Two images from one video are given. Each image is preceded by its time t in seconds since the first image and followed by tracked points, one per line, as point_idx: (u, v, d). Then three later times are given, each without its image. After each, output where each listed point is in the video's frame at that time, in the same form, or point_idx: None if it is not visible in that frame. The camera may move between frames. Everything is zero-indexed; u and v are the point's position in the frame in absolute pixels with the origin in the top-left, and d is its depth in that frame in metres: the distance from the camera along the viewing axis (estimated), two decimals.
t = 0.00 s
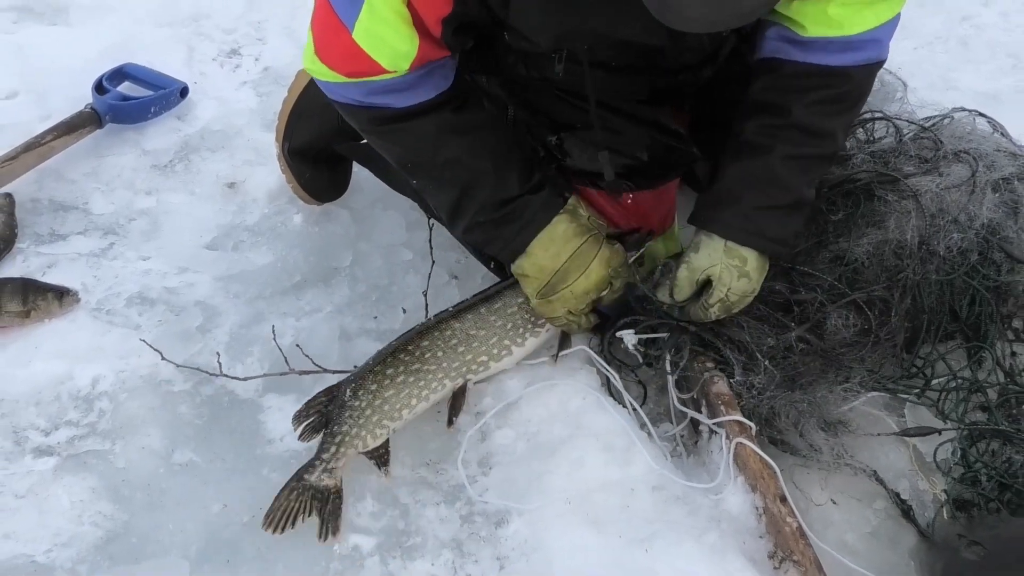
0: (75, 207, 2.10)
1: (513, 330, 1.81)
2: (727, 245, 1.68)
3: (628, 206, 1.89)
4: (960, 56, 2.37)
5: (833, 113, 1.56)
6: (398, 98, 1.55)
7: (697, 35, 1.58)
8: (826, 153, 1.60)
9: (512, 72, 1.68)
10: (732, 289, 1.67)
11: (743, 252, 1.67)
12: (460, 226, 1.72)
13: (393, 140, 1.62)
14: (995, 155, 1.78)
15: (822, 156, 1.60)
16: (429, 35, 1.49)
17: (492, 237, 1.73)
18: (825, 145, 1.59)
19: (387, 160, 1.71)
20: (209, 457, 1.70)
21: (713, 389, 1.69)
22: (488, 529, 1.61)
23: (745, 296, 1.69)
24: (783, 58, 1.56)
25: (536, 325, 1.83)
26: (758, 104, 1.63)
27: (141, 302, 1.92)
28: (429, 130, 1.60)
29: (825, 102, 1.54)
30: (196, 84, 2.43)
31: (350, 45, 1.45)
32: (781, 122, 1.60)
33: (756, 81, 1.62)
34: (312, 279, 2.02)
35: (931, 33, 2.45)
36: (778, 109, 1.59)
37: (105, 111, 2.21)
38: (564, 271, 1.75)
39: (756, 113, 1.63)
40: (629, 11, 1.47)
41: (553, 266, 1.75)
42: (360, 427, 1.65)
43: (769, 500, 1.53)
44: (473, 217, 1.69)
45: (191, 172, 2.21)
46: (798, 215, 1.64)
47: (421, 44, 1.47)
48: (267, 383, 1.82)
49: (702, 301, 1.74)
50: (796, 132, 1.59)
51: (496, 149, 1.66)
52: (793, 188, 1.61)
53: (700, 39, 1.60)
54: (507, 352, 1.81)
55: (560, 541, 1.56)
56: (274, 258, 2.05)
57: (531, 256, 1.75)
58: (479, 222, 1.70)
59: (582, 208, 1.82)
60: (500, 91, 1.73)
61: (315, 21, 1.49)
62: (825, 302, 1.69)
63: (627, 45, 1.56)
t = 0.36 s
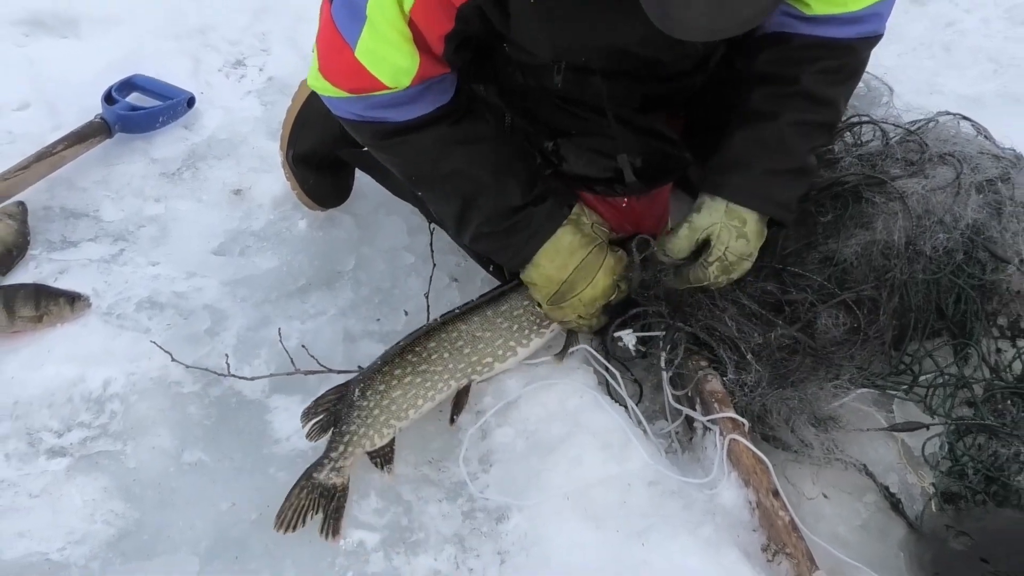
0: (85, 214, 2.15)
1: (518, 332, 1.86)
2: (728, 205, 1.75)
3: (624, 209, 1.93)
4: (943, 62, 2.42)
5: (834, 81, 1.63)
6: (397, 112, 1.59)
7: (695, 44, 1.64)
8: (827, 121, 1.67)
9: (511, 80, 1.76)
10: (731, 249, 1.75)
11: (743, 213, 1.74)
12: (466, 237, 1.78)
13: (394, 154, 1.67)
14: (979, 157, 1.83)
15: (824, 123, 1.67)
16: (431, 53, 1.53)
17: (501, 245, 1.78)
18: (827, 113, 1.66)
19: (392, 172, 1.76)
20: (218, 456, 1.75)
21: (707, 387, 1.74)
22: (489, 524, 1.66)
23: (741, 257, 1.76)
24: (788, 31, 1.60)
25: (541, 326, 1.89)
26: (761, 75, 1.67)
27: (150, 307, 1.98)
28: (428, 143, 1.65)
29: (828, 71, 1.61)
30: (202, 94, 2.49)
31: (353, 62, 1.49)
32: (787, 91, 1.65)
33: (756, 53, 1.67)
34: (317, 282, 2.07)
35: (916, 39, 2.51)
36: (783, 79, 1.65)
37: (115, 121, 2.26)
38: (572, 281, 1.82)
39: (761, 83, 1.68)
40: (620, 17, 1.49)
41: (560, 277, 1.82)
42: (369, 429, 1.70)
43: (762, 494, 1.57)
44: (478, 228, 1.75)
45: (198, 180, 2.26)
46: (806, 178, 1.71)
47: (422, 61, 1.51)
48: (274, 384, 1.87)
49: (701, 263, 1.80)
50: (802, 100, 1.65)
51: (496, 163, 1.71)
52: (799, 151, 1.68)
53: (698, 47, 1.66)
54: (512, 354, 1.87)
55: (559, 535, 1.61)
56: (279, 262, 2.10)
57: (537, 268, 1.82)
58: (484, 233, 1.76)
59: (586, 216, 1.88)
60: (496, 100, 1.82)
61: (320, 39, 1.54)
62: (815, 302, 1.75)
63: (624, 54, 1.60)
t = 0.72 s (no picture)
0: (97, 218, 2.22)
1: (518, 334, 1.92)
2: (722, 222, 1.80)
3: (618, 211, 2.03)
4: (927, 67, 2.48)
5: (815, 99, 1.69)
6: (407, 133, 1.66)
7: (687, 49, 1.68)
8: (808, 135, 1.74)
9: (508, 88, 1.80)
10: (731, 263, 1.79)
11: (738, 228, 1.79)
12: (477, 253, 1.86)
13: (408, 178, 1.74)
14: (960, 159, 1.90)
15: (804, 137, 1.74)
16: (438, 69, 1.59)
17: (510, 261, 1.87)
18: (808, 129, 1.73)
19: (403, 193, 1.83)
20: (225, 452, 1.81)
21: (698, 382, 1.79)
22: (488, 516, 1.72)
23: (743, 270, 1.80)
24: (765, 50, 1.68)
25: (539, 331, 1.94)
26: (747, 94, 1.74)
27: (160, 308, 2.04)
28: (442, 165, 1.72)
29: (807, 89, 1.67)
30: (209, 102, 2.55)
31: (363, 82, 1.56)
32: (768, 108, 1.72)
33: (741, 73, 1.74)
34: (321, 284, 2.13)
35: (900, 45, 2.57)
36: (763, 96, 1.72)
37: (125, 129, 2.33)
38: (580, 294, 1.89)
39: (744, 100, 1.75)
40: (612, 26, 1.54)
41: (567, 291, 1.89)
42: (371, 424, 1.76)
43: (752, 486, 1.63)
44: (487, 244, 1.83)
45: (205, 185, 2.33)
46: (784, 192, 1.76)
47: (430, 78, 1.57)
48: (279, 382, 1.93)
49: (705, 279, 1.85)
50: (783, 117, 1.72)
51: (503, 183, 1.78)
52: (783, 167, 1.73)
53: (688, 54, 1.71)
54: (510, 354, 1.92)
55: (555, 527, 1.67)
56: (285, 264, 2.16)
57: (545, 285, 1.90)
58: (496, 250, 1.84)
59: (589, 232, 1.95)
60: (494, 105, 1.83)
61: (332, 61, 1.62)
62: (804, 300, 1.81)
63: (619, 64, 1.67)
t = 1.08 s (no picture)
0: (107, 220, 2.29)
1: (511, 329, 1.97)
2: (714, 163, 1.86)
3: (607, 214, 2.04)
4: (910, 75, 2.55)
5: (818, 66, 1.75)
6: (399, 132, 1.72)
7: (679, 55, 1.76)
8: (812, 100, 1.80)
9: (505, 94, 1.89)
10: (707, 199, 1.86)
11: (727, 171, 1.85)
12: (467, 249, 1.91)
13: (399, 175, 1.80)
14: (942, 164, 1.97)
15: (808, 102, 1.80)
16: (430, 75, 1.65)
17: (497, 258, 1.92)
18: (813, 93, 1.79)
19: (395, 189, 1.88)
20: (231, 447, 1.87)
21: (688, 379, 1.85)
22: (485, 509, 1.78)
23: (715, 212, 1.87)
24: (775, 18, 1.72)
25: (532, 324, 2.00)
26: (753, 58, 1.80)
27: (168, 307, 2.11)
28: (433, 163, 1.78)
29: (814, 55, 1.73)
30: (216, 108, 2.62)
31: (357, 85, 1.62)
32: (775, 71, 1.77)
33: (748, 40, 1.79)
34: (324, 284, 2.19)
35: (885, 53, 2.64)
36: (773, 59, 1.77)
37: (134, 134, 2.39)
38: (565, 291, 1.93)
39: (752, 63, 1.80)
40: (602, 31, 1.61)
41: (553, 288, 1.93)
42: (371, 419, 1.82)
43: (740, 480, 1.69)
44: (477, 242, 1.88)
45: (212, 189, 2.39)
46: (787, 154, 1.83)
47: (423, 83, 1.63)
48: (283, 379, 2.00)
49: (677, 206, 1.91)
50: (788, 81, 1.77)
51: (493, 181, 1.84)
52: (785, 128, 1.79)
53: (679, 58, 1.77)
54: (504, 350, 1.98)
55: (550, 519, 1.73)
56: (289, 265, 2.23)
57: (532, 281, 1.94)
58: (485, 246, 1.89)
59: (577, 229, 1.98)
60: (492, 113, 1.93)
61: (328, 63, 1.68)
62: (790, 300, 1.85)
63: (612, 70, 1.74)
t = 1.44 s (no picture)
0: (117, 222, 2.36)
1: (506, 323, 2.03)
2: (732, 175, 1.97)
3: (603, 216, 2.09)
4: (895, 84, 2.62)
5: (806, 61, 1.86)
6: (389, 125, 1.78)
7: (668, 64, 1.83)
8: (802, 95, 1.90)
9: (499, 100, 1.97)
10: (738, 211, 1.95)
11: (745, 180, 1.97)
12: (456, 239, 1.98)
13: (389, 164, 1.86)
14: (925, 170, 2.03)
15: (800, 97, 1.90)
16: (420, 77, 1.71)
17: (484, 249, 2.00)
18: (802, 88, 1.88)
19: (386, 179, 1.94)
20: (236, 441, 1.94)
21: (679, 377, 1.91)
22: (482, 502, 1.84)
23: (748, 218, 1.96)
24: (764, 20, 1.80)
25: (525, 317, 2.05)
26: (743, 60, 1.89)
27: (176, 306, 2.17)
28: (420, 154, 1.84)
29: (803, 53, 1.83)
30: (224, 114, 2.69)
31: (348, 82, 1.69)
32: (769, 71, 1.86)
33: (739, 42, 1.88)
34: (327, 284, 2.26)
35: (872, 63, 2.71)
36: (767, 60, 1.85)
37: (144, 138, 2.46)
38: (555, 276, 2.00)
39: (745, 65, 1.89)
40: (595, 38, 1.66)
41: (544, 274, 1.99)
42: (370, 413, 1.88)
43: (729, 474, 1.74)
44: (466, 233, 1.96)
45: (219, 192, 2.46)
46: (786, 147, 1.95)
47: (411, 84, 1.69)
48: (287, 376, 2.06)
49: (711, 224, 1.99)
50: (781, 78, 1.87)
51: (482, 173, 1.91)
52: (780, 124, 1.91)
53: (668, 66, 1.85)
54: (501, 343, 2.03)
55: (545, 511, 1.79)
56: (294, 266, 2.29)
57: (523, 267, 2.00)
58: (473, 237, 1.97)
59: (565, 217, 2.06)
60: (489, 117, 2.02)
61: (321, 59, 1.74)
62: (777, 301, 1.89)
63: (601, 76, 1.81)
